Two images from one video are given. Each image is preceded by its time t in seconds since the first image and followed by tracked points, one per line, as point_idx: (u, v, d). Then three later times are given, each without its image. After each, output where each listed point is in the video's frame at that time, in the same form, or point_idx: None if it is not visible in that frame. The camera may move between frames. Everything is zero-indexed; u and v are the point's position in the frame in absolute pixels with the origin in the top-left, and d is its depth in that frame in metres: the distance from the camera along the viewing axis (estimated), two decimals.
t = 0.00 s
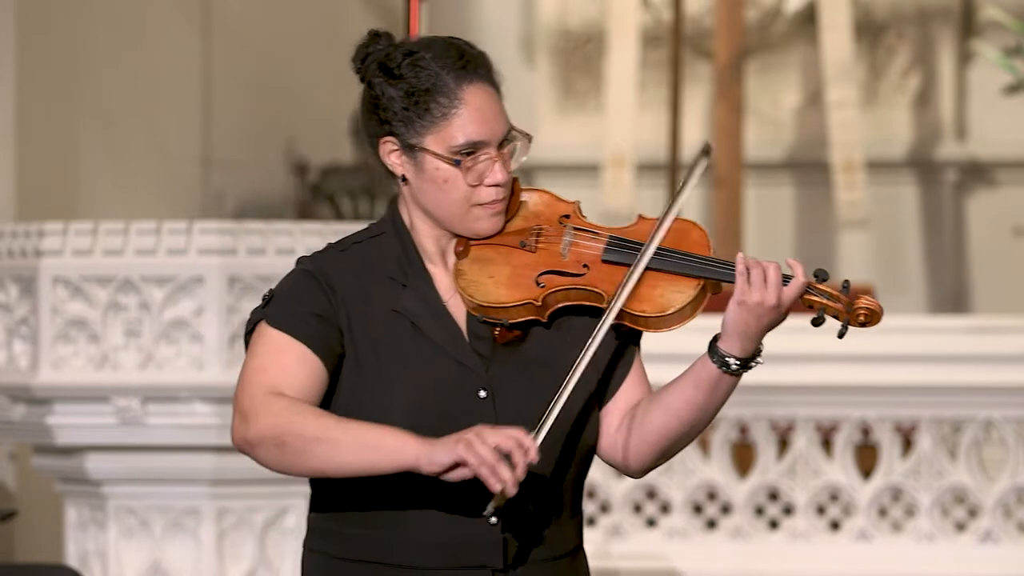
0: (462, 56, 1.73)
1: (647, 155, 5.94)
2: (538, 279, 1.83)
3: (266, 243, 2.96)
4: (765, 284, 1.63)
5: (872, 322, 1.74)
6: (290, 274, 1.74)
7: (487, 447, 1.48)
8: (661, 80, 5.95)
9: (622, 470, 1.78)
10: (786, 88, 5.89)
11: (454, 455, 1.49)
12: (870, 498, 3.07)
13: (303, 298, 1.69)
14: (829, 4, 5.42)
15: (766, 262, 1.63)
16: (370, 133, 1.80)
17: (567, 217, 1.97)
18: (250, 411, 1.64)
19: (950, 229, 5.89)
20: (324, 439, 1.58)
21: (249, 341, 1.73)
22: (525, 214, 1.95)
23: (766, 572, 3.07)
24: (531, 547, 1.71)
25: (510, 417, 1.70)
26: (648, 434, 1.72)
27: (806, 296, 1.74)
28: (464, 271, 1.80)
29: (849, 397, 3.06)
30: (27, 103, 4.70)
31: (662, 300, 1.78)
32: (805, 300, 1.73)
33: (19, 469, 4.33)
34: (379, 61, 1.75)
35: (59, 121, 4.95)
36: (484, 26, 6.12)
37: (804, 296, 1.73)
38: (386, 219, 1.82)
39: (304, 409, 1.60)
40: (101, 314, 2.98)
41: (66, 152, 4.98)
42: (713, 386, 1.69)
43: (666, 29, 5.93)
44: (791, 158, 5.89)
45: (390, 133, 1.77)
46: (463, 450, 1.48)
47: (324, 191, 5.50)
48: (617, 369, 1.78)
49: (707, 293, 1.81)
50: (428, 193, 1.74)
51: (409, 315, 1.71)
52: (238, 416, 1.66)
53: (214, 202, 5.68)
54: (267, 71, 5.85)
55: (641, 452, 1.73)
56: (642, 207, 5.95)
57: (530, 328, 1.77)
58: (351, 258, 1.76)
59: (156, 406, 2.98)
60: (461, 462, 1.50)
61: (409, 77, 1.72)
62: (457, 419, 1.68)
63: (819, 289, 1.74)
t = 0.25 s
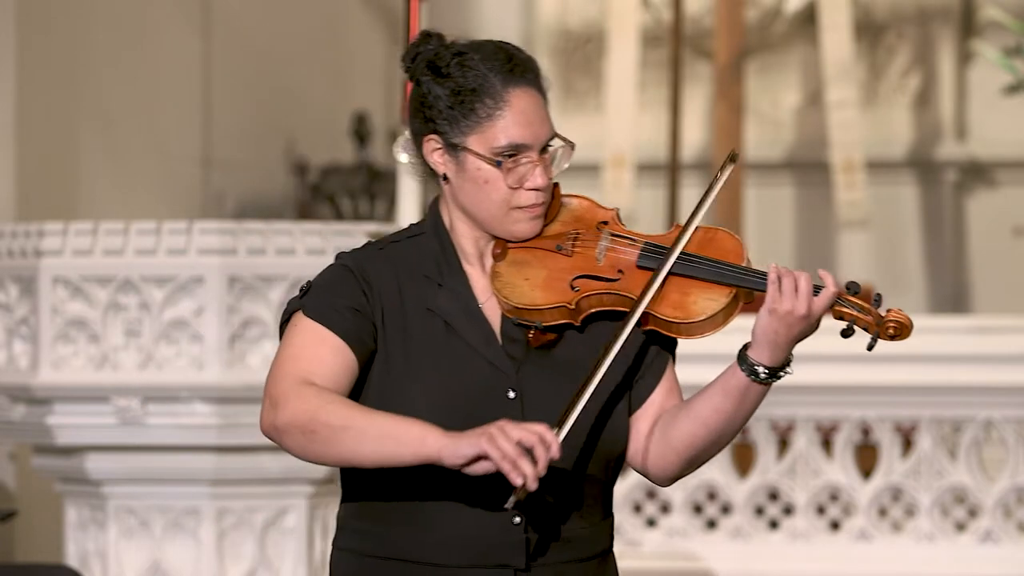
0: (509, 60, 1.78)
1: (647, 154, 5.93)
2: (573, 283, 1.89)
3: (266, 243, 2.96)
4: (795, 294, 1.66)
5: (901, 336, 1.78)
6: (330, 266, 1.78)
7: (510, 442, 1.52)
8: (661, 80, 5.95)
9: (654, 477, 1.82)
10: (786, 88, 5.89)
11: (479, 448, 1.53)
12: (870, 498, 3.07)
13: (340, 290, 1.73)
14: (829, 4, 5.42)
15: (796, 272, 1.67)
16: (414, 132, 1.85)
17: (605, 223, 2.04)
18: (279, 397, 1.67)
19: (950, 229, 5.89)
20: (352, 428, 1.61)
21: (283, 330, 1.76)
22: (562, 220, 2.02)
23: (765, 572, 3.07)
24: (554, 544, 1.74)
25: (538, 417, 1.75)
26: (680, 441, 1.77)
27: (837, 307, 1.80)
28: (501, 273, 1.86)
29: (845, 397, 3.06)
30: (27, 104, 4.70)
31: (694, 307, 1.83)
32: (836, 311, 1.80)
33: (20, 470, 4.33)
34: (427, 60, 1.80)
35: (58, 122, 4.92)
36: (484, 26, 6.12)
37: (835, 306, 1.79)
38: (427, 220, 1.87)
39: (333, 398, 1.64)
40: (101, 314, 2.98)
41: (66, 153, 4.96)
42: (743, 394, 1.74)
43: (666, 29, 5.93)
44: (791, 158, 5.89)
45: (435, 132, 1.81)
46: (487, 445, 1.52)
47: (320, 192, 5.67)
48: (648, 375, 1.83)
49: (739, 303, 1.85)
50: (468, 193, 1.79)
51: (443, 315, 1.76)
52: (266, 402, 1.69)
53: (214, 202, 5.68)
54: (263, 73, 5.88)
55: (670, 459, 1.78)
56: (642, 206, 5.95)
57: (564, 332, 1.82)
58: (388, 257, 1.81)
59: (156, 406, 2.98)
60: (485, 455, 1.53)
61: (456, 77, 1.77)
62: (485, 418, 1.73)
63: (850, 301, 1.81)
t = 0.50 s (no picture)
0: (539, 65, 1.77)
1: (647, 155, 5.93)
2: (593, 288, 1.87)
3: (266, 243, 2.97)
4: (814, 306, 1.66)
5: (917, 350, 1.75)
6: (351, 264, 1.78)
7: (523, 445, 1.51)
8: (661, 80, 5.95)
9: (668, 483, 1.83)
10: (786, 88, 5.89)
11: (488, 450, 1.53)
12: (870, 498, 3.07)
13: (360, 287, 1.72)
14: (829, 4, 5.42)
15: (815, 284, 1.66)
16: (442, 132, 1.85)
17: (627, 229, 2.01)
18: (294, 392, 1.67)
19: (950, 229, 5.89)
20: (365, 423, 1.61)
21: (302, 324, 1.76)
22: (584, 224, 2.00)
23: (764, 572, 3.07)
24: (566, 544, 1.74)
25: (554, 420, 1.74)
26: (694, 450, 1.77)
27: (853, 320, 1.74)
28: (520, 276, 1.85)
29: (843, 396, 3.06)
30: (27, 104, 4.70)
31: (712, 316, 1.80)
32: (853, 323, 1.73)
33: (20, 470, 4.32)
34: (458, 61, 1.80)
35: (59, 121, 4.91)
36: (484, 26, 6.12)
37: (852, 319, 1.73)
38: (450, 221, 1.87)
39: (347, 393, 1.64)
40: (101, 314, 2.98)
41: (67, 152, 4.95)
42: (758, 404, 1.74)
43: (666, 29, 5.93)
44: (791, 158, 5.88)
45: (461, 133, 1.81)
46: (497, 446, 1.52)
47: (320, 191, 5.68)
48: (666, 381, 1.82)
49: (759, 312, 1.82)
50: (492, 195, 1.78)
51: (462, 317, 1.76)
52: (282, 398, 1.69)
53: (214, 202, 5.72)
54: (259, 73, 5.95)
55: (682, 466, 1.78)
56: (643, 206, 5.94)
57: (582, 336, 1.81)
58: (410, 257, 1.80)
59: (156, 406, 2.98)
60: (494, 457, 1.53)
61: (486, 79, 1.77)
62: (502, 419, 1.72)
63: (866, 314, 1.74)
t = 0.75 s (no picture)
0: (542, 68, 1.72)
1: (647, 155, 5.93)
2: (591, 292, 1.83)
3: (266, 243, 2.97)
4: (811, 317, 1.63)
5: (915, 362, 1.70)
6: (350, 265, 1.74)
7: (518, 456, 1.49)
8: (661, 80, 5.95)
9: (662, 487, 1.81)
10: (786, 88, 5.89)
11: (486, 459, 1.51)
12: (870, 498, 3.07)
13: (359, 289, 1.69)
14: (829, 4, 5.42)
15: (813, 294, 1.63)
16: (443, 135, 1.81)
17: (627, 232, 1.97)
18: (293, 395, 1.63)
19: (950, 229, 5.89)
20: (364, 429, 1.58)
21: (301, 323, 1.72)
22: (584, 228, 1.96)
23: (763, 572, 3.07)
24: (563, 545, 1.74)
25: (552, 424, 1.72)
26: (689, 456, 1.75)
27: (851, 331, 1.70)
28: (519, 279, 1.81)
29: (841, 396, 3.06)
30: (27, 104, 4.70)
31: (710, 324, 1.76)
32: (850, 335, 1.70)
33: (20, 470, 4.32)
34: (459, 63, 1.75)
35: (59, 121, 4.91)
36: (484, 27, 6.12)
37: (852, 329, 1.70)
38: (450, 220, 1.83)
39: (342, 399, 1.60)
40: (101, 314, 2.98)
41: (67, 152, 4.95)
42: (754, 414, 1.71)
43: (665, 29, 5.93)
44: (791, 158, 5.88)
45: (462, 136, 1.76)
46: (495, 457, 1.50)
47: (321, 190, 5.65)
48: (661, 387, 1.80)
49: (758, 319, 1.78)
50: (491, 199, 1.74)
51: (460, 319, 1.73)
52: (279, 401, 1.66)
53: (214, 202, 5.72)
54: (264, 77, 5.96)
55: (677, 471, 1.77)
56: (643, 206, 5.94)
57: (580, 340, 1.78)
58: (409, 257, 1.77)
59: (156, 407, 2.98)
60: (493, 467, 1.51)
61: (487, 82, 1.72)
62: (499, 423, 1.70)
63: (865, 325, 1.71)
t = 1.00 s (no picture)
0: (515, 69, 1.74)
1: (647, 155, 5.93)
2: (566, 293, 1.84)
3: (266, 243, 2.97)
4: (789, 317, 1.64)
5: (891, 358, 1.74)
6: (325, 271, 1.76)
7: (495, 469, 1.49)
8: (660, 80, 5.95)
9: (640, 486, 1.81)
10: (786, 88, 5.90)
11: (462, 474, 1.51)
12: (870, 498, 3.07)
13: (334, 295, 1.71)
14: (829, 4, 5.43)
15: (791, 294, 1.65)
16: (416, 135, 1.82)
17: (602, 231, 1.98)
18: (270, 405, 1.65)
19: (950, 229, 5.89)
20: (342, 440, 1.59)
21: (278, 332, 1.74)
22: (559, 226, 1.97)
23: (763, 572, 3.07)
24: (541, 549, 1.74)
25: (531, 427, 1.73)
26: (667, 454, 1.76)
27: (829, 331, 1.74)
28: (495, 279, 1.82)
29: (840, 396, 3.06)
30: (26, 104, 4.70)
31: (687, 325, 1.78)
32: (828, 335, 1.73)
33: (20, 470, 4.33)
34: (431, 63, 1.76)
35: (59, 121, 4.92)
36: (484, 27, 6.12)
37: (828, 329, 1.73)
38: (424, 222, 1.84)
39: (323, 408, 1.62)
40: (101, 314, 2.98)
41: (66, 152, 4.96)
42: (732, 412, 1.72)
43: (665, 29, 5.94)
44: (791, 158, 5.88)
45: (435, 138, 1.78)
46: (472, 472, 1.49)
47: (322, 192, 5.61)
48: (639, 386, 1.80)
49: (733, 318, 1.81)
50: (465, 201, 1.76)
51: (436, 321, 1.73)
52: (256, 412, 1.67)
53: (214, 202, 5.67)
54: (265, 77, 5.90)
55: (656, 471, 1.77)
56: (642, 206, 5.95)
57: (556, 341, 1.79)
58: (384, 260, 1.78)
59: (156, 407, 2.98)
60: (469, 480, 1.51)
61: (459, 84, 1.74)
62: (478, 424, 1.71)
63: (841, 324, 1.74)
